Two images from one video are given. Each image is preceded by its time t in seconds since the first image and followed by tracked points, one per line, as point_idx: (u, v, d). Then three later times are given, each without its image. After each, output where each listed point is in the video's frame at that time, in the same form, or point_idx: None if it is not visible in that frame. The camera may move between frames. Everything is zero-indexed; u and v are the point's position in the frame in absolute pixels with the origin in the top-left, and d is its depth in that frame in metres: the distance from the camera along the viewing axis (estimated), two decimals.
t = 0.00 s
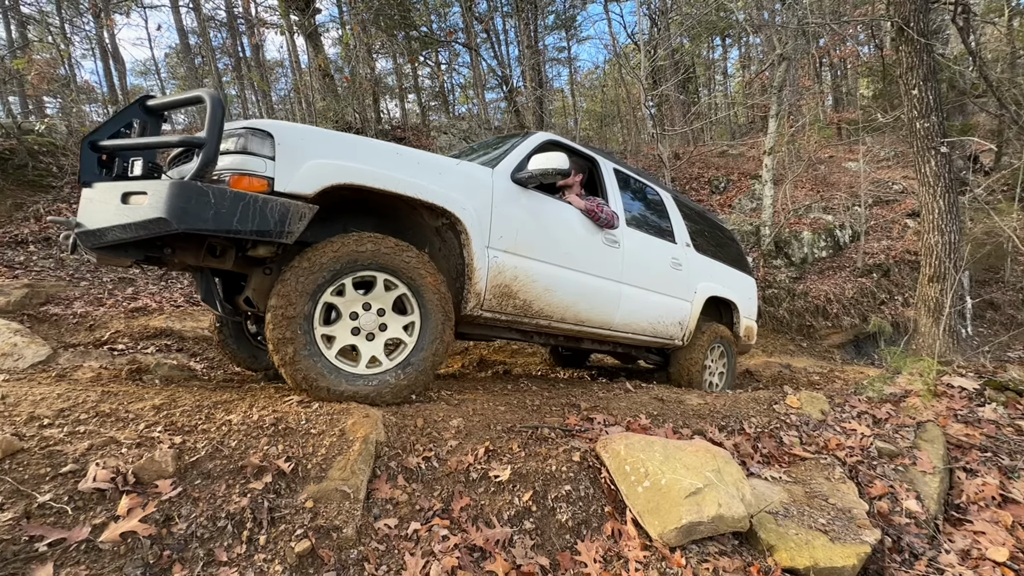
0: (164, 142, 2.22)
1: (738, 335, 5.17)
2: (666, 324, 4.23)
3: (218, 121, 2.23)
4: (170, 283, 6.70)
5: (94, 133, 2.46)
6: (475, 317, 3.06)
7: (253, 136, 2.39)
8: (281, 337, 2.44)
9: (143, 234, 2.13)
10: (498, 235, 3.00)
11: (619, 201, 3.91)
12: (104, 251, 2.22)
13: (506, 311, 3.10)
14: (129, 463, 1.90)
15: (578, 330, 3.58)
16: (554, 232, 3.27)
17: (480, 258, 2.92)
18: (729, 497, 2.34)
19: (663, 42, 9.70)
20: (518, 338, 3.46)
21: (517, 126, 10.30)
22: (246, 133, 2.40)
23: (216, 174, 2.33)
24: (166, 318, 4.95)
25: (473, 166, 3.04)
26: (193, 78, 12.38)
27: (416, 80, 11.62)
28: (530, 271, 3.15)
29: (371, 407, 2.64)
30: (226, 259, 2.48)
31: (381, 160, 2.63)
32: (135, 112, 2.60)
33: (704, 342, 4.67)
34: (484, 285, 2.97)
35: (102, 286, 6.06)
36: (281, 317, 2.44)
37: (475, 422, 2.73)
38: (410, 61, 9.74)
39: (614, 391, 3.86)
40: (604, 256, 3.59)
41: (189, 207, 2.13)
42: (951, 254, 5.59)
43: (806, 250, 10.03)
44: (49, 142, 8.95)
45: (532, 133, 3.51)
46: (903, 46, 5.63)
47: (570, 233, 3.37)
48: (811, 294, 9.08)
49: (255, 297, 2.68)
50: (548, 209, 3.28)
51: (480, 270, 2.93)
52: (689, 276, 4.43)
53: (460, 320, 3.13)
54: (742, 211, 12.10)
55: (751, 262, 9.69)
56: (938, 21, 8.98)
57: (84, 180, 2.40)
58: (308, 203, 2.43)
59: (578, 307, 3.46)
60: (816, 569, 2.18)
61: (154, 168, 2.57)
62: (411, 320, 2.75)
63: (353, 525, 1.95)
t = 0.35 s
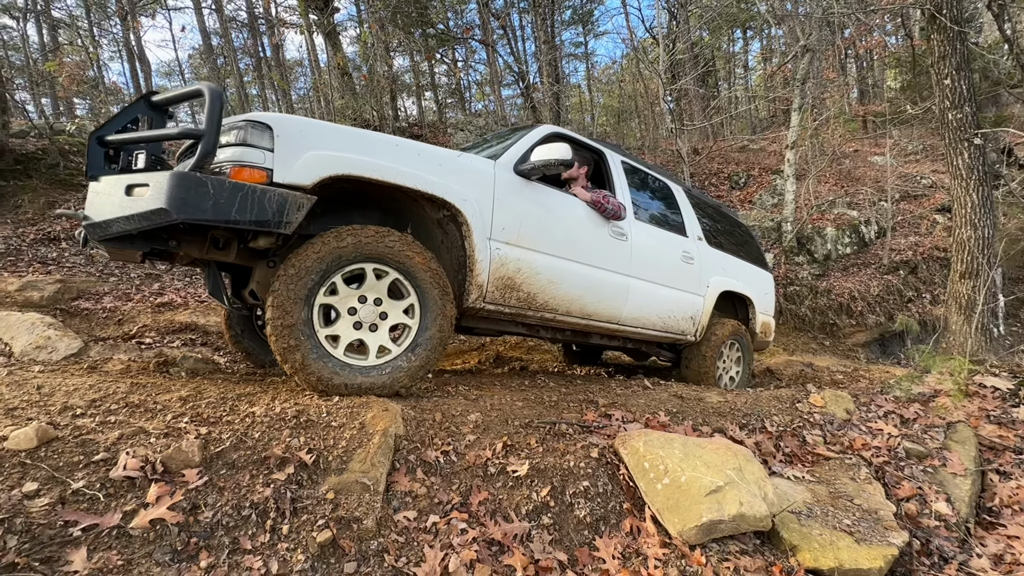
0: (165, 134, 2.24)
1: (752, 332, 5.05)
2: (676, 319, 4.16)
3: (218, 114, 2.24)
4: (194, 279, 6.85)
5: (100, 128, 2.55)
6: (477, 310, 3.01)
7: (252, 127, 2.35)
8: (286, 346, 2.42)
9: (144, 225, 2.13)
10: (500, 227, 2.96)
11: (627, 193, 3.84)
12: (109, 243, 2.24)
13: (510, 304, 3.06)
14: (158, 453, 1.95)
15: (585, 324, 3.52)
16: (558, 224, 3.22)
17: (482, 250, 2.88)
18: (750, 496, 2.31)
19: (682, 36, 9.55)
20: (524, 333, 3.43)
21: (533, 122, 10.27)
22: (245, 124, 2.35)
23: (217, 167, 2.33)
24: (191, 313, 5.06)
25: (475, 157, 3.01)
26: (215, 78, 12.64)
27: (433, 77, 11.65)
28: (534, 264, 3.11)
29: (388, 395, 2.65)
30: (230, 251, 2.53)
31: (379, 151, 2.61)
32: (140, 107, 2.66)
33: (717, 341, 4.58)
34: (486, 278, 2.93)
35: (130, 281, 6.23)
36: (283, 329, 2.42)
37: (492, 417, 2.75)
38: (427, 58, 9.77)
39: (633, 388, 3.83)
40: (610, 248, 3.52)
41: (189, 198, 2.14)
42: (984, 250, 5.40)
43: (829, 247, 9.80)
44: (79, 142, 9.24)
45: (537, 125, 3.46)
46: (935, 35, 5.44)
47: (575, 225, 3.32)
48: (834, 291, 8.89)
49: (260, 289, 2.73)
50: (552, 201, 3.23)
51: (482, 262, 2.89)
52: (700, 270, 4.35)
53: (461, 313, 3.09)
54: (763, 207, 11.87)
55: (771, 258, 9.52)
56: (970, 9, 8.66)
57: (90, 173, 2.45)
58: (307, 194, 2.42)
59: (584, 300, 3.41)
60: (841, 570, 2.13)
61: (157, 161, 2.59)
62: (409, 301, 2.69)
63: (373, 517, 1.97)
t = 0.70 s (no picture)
0: (159, 128, 2.26)
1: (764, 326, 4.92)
2: (687, 314, 4.09)
3: (210, 107, 2.27)
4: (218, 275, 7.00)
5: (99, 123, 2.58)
6: (479, 304, 2.99)
7: (246, 120, 2.37)
8: (292, 359, 2.44)
9: (142, 219, 2.14)
10: (501, 219, 2.94)
11: (635, 185, 3.78)
12: (110, 238, 2.26)
13: (513, 297, 3.03)
14: (185, 444, 2.00)
15: (591, 318, 3.48)
16: (561, 216, 3.18)
17: (483, 243, 2.86)
18: (773, 496, 2.26)
19: (703, 28, 9.37)
20: (530, 328, 3.41)
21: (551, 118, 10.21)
22: (241, 117, 2.37)
23: (213, 159, 2.35)
24: (215, 308, 5.18)
25: (475, 149, 2.99)
26: (238, 79, 12.87)
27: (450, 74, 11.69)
28: (537, 257, 3.08)
29: (402, 383, 2.67)
30: (229, 245, 2.54)
31: (376, 142, 2.60)
32: (138, 102, 2.71)
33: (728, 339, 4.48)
34: (488, 272, 2.91)
35: (157, 278, 6.40)
36: (286, 343, 2.42)
37: (510, 413, 2.75)
38: (444, 56, 9.79)
39: (652, 386, 3.79)
40: (616, 241, 3.47)
41: (183, 191, 2.14)
42: (1021, 245, 5.18)
43: (855, 243, 9.54)
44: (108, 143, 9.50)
45: (542, 116, 3.43)
46: (971, 21, 5.23)
47: (580, 217, 3.27)
48: (860, 289, 8.66)
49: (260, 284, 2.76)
50: (556, 193, 3.19)
51: (483, 255, 2.87)
52: (712, 263, 4.27)
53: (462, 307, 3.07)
54: (786, 202, 11.62)
55: (795, 255, 9.31)
56: None
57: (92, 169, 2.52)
58: (302, 186, 2.42)
59: (589, 294, 3.37)
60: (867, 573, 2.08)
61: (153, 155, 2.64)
62: (401, 285, 2.66)
63: (393, 510, 1.99)
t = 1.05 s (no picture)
0: (152, 126, 2.30)
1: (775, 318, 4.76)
2: (696, 310, 4.03)
3: (201, 106, 2.31)
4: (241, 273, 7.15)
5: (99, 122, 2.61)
6: (477, 299, 2.98)
7: (237, 115, 2.35)
8: (302, 370, 2.46)
9: (135, 215, 2.16)
10: (499, 213, 2.91)
11: (641, 178, 3.72)
12: (109, 234, 2.29)
13: (512, 292, 3.02)
14: (211, 437, 2.05)
15: (594, 313, 3.45)
16: (562, 209, 3.15)
17: (479, 237, 2.85)
18: (797, 497, 2.22)
19: (724, 20, 9.19)
20: (533, 324, 3.39)
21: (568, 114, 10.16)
22: (233, 113, 2.36)
23: (206, 155, 2.34)
24: (239, 305, 5.30)
25: (473, 143, 2.96)
26: (260, 80, 13.12)
27: (467, 72, 11.72)
28: (536, 251, 3.05)
29: (415, 362, 2.70)
30: (227, 241, 2.53)
31: (370, 137, 2.58)
32: (138, 101, 2.74)
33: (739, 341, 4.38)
34: (485, 266, 2.89)
35: (184, 275, 6.56)
36: (294, 355, 2.44)
37: (529, 410, 2.76)
38: (462, 54, 9.80)
39: (671, 384, 3.75)
40: (620, 235, 3.43)
41: (173, 186, 2.14)
42: None
43: (882, 239, 9.27)
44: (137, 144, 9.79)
45: (543, 109, 3.39)
46: (1007, 7, 5.02)
47: (580, 211, 3.23)
48: (888, 286, 8.42)
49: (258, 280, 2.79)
50: (556, 187, 3.16)
51: (480, 249, 2.86)
52: (723, 257, 4.18)
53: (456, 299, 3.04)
54: (809, 197, 11.36)
55: (819, 251, 9.11)
56: None
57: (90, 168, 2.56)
58: (293, 181, 2.40)
59: (592, 289, 3.33)
60: None
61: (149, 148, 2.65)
62: (383, 269, 2.63)
63: (412, 504, 2.01)
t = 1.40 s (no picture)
0: (128, 120, 2.35)
1: (773, 304, 4.61)
2: (698, 303, 3.96)
3: (174, 99, 2.36)
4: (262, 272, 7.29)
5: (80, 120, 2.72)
6: (464, 293, 2.95)
7: (215, 108, 2.37)
8: (316, 379, 2.51)
9: (112, 208, 2.16)
10: (485, 205, 2.89)
11: (637, 169, 3.67)
12: (91, 230, 2.30)
13: (500, 286, 2.98)
14: (236, 433, 2.10)
15: (588, 307, 3.40)
16: (551, 202, 3.11)
17: (465, 229, 2.81)
18: (820, 499, 2.19)
19: (743, 13, 9.01)
20: (526, 318, 3.36)
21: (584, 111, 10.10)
22: (211, 106, 2.38)
23: (185, 148, 2.35)
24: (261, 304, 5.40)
25: (458, 134, 2.94)
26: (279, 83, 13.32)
27: (482, 70, 11.72)
28: (525, 244, 3.02)
29: (416, 330, 2.70)
30: (209, 236, 2.57)
31: (351, 129, 2.57)
32: (121, 99, 2.86)
33: (744, 345, 4.32)
34: (471, 259, 2.85)
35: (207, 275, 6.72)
36: (307, 369, 2.49)
37: (546, 408, 2.76)
38: (477, 53, 9.80)
39: (689, 383, 3.71)
40: (613, 226, 3.38)
41: (148, 179, 2.14)
42: None
43: (909, 235, 9.00)
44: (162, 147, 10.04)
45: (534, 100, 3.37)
46: None
47: (571, 202, 3.19)
48: (915, 284, 8.17)
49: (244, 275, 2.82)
50: (545, 178, 3.12)
51: (465, 242, 2.82)
52: (724, 250, 4.12)
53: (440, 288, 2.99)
54: (832, 192, 11.10)
55: (843, 248, 8.90)
56: None
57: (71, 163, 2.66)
58: (270, 174, 2.40)
59: (584, 282, 3.29)
60: None
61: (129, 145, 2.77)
62: (346, 258, 2.59)
63: (431, 501, 2.02)
